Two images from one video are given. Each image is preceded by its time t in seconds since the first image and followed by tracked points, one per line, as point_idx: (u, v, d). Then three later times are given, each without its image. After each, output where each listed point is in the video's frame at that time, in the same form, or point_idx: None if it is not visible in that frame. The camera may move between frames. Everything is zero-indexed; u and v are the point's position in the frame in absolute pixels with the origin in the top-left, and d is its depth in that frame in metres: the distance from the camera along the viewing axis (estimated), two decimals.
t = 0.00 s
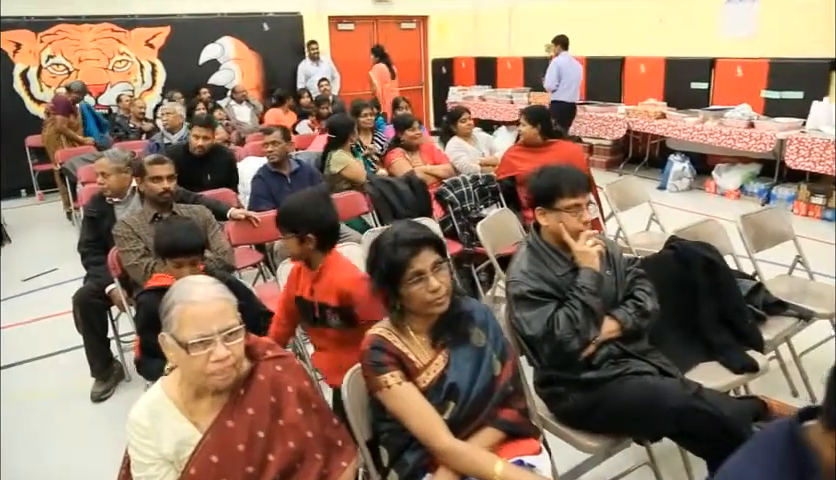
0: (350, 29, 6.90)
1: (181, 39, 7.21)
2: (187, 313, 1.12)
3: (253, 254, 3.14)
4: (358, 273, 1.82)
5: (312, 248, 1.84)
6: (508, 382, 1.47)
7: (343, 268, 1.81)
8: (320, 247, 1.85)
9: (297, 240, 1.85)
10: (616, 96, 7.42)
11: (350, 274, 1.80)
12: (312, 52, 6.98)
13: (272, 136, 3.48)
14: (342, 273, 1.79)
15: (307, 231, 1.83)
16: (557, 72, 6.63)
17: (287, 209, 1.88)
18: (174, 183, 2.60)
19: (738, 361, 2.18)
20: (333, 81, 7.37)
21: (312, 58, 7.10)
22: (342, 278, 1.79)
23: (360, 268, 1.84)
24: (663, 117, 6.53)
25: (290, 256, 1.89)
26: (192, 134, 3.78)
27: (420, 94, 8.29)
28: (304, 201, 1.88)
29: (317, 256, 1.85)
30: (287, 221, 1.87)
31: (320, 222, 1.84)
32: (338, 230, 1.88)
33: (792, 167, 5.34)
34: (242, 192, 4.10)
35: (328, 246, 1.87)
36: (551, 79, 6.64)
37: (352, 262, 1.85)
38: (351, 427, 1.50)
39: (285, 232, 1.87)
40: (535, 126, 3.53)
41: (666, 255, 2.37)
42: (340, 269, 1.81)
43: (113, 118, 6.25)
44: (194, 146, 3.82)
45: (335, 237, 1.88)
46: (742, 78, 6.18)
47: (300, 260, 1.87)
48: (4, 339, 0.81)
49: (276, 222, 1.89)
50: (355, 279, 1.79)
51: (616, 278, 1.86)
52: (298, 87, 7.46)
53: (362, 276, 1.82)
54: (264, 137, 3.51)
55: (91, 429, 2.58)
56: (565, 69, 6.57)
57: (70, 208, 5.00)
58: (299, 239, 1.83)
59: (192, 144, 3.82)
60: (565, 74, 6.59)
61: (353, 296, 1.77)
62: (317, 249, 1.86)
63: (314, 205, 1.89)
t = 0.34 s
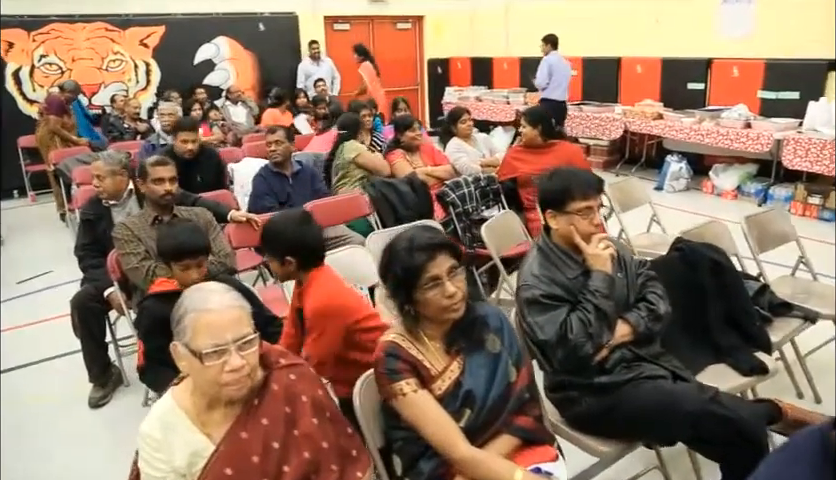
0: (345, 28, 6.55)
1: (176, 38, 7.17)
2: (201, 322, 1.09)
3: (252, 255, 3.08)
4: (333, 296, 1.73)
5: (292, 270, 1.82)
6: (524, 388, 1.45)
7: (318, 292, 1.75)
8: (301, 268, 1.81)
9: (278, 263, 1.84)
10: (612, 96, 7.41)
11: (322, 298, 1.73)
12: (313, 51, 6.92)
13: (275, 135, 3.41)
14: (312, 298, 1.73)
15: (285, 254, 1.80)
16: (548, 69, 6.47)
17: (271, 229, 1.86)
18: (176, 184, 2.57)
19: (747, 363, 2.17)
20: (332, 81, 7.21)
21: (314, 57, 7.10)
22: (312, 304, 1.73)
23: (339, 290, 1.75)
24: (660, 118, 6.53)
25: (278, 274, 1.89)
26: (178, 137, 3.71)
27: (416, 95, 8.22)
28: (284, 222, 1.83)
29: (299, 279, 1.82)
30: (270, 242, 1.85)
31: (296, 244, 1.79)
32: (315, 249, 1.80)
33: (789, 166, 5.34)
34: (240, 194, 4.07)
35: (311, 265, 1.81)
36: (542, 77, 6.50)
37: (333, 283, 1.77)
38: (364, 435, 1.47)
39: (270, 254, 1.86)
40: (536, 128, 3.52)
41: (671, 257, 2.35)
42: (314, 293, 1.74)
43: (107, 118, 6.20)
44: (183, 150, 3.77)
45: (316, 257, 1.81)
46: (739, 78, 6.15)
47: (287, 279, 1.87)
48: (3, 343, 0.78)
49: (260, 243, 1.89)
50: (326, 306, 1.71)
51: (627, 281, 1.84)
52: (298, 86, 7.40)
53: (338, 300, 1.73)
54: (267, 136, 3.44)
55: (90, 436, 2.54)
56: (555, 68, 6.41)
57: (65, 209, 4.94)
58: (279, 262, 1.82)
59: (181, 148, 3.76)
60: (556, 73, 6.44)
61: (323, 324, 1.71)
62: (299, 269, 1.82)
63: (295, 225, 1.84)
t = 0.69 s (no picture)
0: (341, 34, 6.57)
1: (167, 41, 7.12)
2: (216, 335, 1.06)
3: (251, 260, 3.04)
4: (318, 314, 1.68)
5: (284, 289, 1.75)
6: (538, 398, 1.44)
7: (303, 310, 1.69)
8: (293, 285, 1.74)
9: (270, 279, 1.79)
10: (603, 100, 7.44)
11: (307, 317, 1.68)
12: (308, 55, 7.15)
13: (274, 139, 3.39)
14: (297, 318, 1.67)
15: (275, 273, 1.74)
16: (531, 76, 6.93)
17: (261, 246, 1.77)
18: (174, 190, 2.53)
19: (752, 369, 2.19)
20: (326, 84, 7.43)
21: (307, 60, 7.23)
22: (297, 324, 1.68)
23: (324, 306, 1.70)
24: (652, 122, 6.55)
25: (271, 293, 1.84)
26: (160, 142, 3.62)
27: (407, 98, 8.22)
28: (274, 236, 1.77)
29: (291, 296, 1.76)
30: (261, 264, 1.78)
31: (287, 262, 1.72)
32: (302, 265, 1.72)
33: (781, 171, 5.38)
34: (235, 198, 4.04)
35: (302, 280, 1.74)
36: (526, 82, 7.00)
37: (319, 299, 1.71)
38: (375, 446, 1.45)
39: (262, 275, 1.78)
40: (533, 134, 3.45)
41: (675, 262, 2.35)
42: (300, 311, 1.69)
43: (97, 121, 6.15)
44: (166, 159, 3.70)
45: (304, 273, 1.73)
46: (730, 84, 6.23)
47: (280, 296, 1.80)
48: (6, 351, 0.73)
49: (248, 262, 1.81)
50: (310, 325, 1.67)
51: (635, 288, 1.83)
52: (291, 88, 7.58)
53: (324, 318, 1.68)
54: (265, 140, 3.42)
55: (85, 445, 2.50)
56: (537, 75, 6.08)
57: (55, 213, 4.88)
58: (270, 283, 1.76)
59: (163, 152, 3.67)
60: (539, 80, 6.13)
61: (309, 343, 1.67)
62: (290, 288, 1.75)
63: (284, 241, 1.77)
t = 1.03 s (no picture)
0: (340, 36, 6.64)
1: (168, 44, 7.06)
2: (245, 348, 1.03)
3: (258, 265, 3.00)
4: (331, 322, 1.64)
5: (299, 299, 1.68)
6: (562, 411, 1.41)
7: (316, 317, 1.65)
8: (308, 294, 1.68)
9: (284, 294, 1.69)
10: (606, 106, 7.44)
11: (320, 325, 1.63)
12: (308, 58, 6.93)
13: (282, 144, 3.36)
14: (310, 326, 1.63)
15: (289, 284, 1.65)
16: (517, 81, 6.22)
17: (271, 261, 1.68)
18: (183, 195, 2.51)
19: (768, 379, 2.17)
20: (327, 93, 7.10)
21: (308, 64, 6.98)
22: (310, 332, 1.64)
23: (338, 313, 1.66)
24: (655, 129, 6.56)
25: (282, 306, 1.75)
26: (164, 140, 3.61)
27: (408, 103, 8.20)
28: (284, 252, 1.67)
29: (304, 307, 1.69)
30: (270, 275, 1.68)
31: (302, 272, 1.65)
32: (317, 274, 1.66)
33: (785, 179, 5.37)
34: (241, 203, 4.02)
35: (316, 289, 1.68)
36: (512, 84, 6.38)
37: (333, 306, 1.67)
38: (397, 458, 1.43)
39: (271, 286, 1.69)
40: (544, 144, 3.45)
41: (689, 272, 2.33)
42: (312, 319, 1.64)
43: (98, 124, 6.13)
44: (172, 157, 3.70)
45: (318, 281, 1.67)
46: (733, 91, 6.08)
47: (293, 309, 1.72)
48: None
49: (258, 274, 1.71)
50: (323, 333, 1.62)
51: (654, 298, 1.81)
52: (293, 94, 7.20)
53: (337, 325, 1.64)
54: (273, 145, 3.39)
55: (91, 455, 2.46)
56: (524, 80, 6.15)
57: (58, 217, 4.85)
58: (287, 294, 1.66)
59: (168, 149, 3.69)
60: (525, 86, 6.20)
61: (322, 351, 1.63)
62: (306, 299, 1.68)
63: (294, 253, 1.70)
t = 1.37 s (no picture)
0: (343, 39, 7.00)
1: (171, 47, 7.07)
2: (269, 359, 1.01)
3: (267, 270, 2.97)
4: (352, 323, 1.62)
5: (312, 304, 1.67)
6: (586, 420, 1.39)
7: (337, 319, 1.62)
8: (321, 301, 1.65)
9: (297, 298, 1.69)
10: (611, 108, 7.41)
11: (342, 327, 1.61)
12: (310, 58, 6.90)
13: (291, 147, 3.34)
14: (331, 327, 1.60)
15: (301, 290, 1.66)
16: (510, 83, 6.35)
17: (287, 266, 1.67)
18: (193, 199, 2.49)
19: (788, 386, 2.15)
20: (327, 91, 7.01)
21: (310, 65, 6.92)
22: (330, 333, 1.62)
23: (360, 314, 1.64)
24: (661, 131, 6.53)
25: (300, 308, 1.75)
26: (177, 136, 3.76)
27: (412, 105, 8.17)
28: (297, 258, 1.66)
29: (320, 310, 1.67)
30: (286, 279, 1.68)
31: (314, 277, 1.63)
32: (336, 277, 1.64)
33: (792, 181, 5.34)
34: (248, 206, 4.01)
35: (336, 293, 1.66)
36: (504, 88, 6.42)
37: (354, 307, 1.65)
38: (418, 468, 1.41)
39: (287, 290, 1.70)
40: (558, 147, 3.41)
41: (706, 275, 2.29)
42: (333, 321, 1.62)
43: (102, 127, 6.12)
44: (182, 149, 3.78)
45: (336, 285, 1.65)
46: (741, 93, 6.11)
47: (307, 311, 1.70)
48: None
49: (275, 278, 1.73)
50: (344, 334, 1.60)
51: (673, 304, 1.78)
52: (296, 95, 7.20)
53: (359, 326, 1.61)
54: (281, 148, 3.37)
55: (102, 460, 2.44)
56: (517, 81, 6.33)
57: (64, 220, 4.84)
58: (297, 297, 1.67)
59: (178, 146, 3.78)
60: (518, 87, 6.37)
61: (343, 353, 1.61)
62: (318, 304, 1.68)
63: (308, 258, 1.67)
